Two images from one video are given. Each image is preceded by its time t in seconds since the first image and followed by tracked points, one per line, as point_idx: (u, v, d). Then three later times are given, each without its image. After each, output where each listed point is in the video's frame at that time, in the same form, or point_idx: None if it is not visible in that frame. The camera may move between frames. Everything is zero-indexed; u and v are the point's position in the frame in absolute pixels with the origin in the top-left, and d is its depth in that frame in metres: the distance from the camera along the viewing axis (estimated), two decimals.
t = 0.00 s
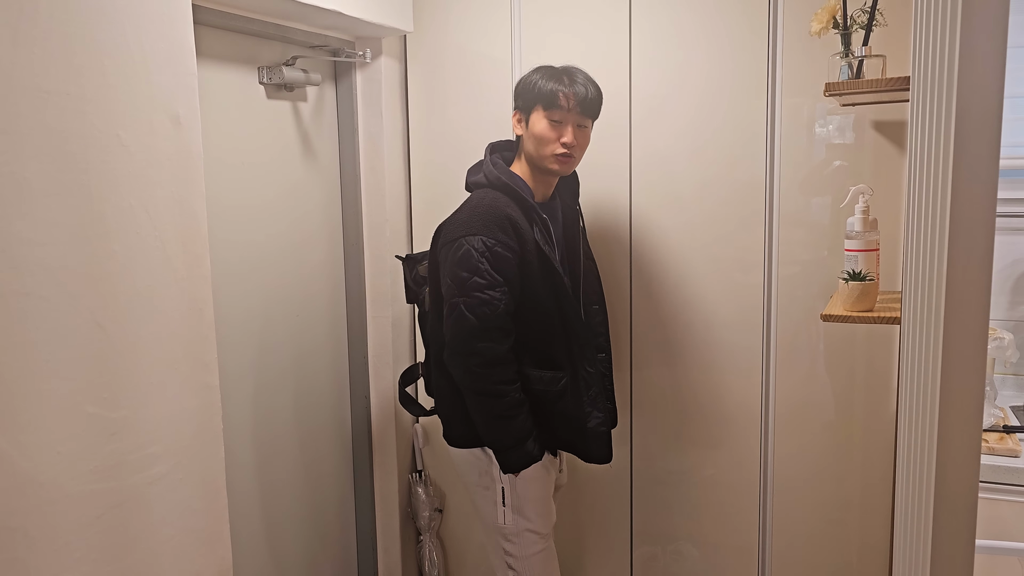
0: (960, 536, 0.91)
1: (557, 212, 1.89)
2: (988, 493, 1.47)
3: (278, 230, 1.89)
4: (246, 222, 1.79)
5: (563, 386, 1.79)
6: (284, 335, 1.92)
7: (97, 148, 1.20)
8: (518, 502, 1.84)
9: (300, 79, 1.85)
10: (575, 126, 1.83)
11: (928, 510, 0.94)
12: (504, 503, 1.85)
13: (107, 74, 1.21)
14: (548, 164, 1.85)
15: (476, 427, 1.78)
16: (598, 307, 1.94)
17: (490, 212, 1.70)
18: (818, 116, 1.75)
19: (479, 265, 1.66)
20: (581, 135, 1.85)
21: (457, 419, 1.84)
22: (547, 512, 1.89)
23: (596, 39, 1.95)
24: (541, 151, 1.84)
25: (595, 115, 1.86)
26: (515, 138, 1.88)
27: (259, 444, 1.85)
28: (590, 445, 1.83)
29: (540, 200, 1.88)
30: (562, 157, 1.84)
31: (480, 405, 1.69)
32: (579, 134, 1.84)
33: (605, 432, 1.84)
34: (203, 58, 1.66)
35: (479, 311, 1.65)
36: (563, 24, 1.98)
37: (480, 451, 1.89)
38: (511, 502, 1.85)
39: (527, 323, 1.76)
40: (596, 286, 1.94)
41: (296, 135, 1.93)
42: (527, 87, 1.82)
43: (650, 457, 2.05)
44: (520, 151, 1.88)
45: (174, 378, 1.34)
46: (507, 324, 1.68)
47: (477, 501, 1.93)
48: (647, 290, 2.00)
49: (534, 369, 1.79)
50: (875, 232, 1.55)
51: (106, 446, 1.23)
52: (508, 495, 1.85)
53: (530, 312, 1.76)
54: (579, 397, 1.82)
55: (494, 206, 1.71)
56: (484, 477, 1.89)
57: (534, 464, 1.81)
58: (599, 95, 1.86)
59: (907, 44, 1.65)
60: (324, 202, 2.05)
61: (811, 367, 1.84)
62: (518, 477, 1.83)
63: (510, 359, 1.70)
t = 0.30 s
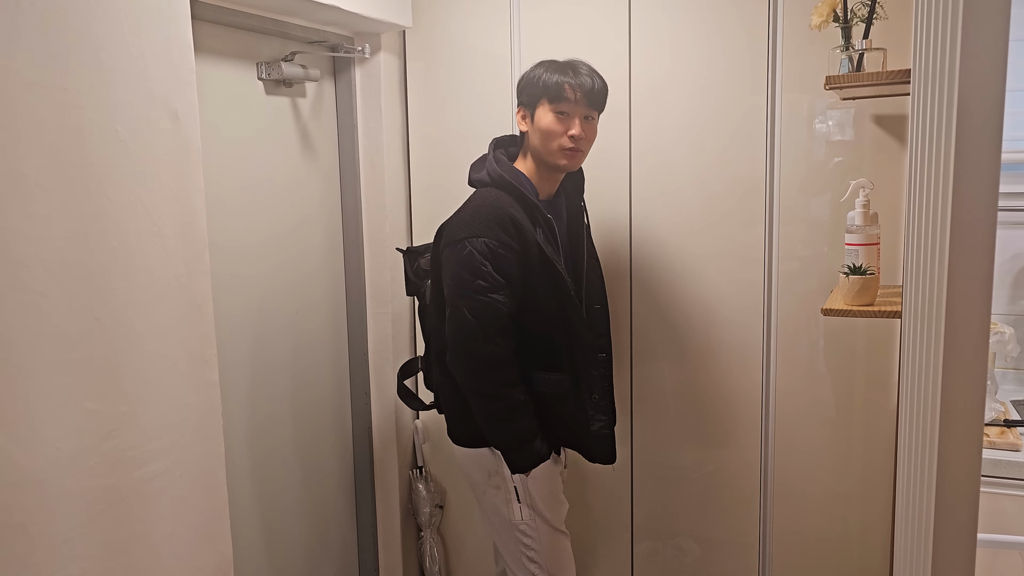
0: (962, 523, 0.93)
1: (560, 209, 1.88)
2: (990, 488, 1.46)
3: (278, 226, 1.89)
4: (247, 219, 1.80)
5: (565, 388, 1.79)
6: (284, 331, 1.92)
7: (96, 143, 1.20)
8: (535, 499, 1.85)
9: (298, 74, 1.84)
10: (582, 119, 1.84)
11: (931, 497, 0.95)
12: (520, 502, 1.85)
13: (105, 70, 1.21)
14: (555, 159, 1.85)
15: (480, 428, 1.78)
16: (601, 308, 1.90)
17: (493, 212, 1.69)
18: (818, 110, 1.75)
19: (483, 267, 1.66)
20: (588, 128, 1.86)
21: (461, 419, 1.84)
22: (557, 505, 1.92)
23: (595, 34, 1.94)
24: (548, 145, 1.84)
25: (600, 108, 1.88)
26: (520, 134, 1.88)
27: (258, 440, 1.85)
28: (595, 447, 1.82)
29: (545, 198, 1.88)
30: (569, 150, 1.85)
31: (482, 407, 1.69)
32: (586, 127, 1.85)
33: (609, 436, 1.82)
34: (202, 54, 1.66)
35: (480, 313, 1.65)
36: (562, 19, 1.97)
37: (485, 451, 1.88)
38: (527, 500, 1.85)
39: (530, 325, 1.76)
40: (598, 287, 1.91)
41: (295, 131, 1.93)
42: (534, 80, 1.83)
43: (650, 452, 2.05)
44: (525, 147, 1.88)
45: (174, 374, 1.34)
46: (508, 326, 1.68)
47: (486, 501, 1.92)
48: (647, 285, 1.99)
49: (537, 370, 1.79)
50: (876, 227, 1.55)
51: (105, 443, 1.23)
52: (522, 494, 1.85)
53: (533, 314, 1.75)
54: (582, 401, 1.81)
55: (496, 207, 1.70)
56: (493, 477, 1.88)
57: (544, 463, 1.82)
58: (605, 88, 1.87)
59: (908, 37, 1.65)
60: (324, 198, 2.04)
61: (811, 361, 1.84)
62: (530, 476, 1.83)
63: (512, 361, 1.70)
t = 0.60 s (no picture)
0: (966, 515, 0.93)
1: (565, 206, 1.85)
2: (992, 483, 1.46)
3: (277, 225, 1.88)
4: (248, 218, 1.79)
5: (575, 389, 1.82)
6: (284, 328, 1.92)
7: (95, 140, 1.19)
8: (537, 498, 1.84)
9: (297, 71, 1.83)
10: (579, 118, 1.82)
11: (934, 487, 0.96)
12: (523, 497, 1.85)
13: (102, 67, 1.20)
14: (554, 160, 1.84)
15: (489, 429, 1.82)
16: (605, 304, 1.91)
17: (501, 216, 1.76)
18: (817, 106, 1.75)
19: (491, 271, 1.75)
20: (586, 127, 1.84)
21: (468, 419, 1.85)
22: (561, 505, 1.91)
23: (594, 28, 1.94)
24: (546, 146, 1.82)
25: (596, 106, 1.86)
26: (516, 134, 1.86)
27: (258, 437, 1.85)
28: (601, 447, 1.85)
29: (547, 197, 1.85)
30: (568, 152, 1.83)
31: (490, 408, 1.78)
32: (584, 127, 1.83)
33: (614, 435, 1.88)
34: (200, 50, 1.66)
35: (489, 316, 1.74)
36: (560, 13, 1.96)
37: (491, 448, 1.88)
38: (530, 500, 1.84)
39: (540, 325, 1.81)
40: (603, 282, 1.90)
41: (294, 128, 1.92)
42: (527, 82, 1.82)
43: (651, 449, 2.04)
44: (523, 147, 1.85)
45: (174, 373, 1.34)
46: (516, 327, 1.76)
47: (487, 500, 1.92)
48: (647, 281, 1.99)
49: (546, 371, 1.81)
50: (876, 222, 1.54)
51: (107, 441, 1.23)
52: (525, 492, 1.85)
53: (542, 314, 1.80)
54: (591, 400, 1.85)
55: (503, 211, 1.77)
56: (496, 476, 1.88)
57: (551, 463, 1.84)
58: (599, 83, 1.86)
59: (907, 31, 1.64)
60: (323, 194, 2.04)
61: (811, 357, 1.84)
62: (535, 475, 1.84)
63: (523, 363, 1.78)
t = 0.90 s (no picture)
0: (964, 513, 0.92)
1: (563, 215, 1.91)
2: (990, 479, 1.46)
3: (272, 224, 1.87)
4: (242, 218, 1.78)
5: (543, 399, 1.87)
6: (280, 328, 1.91)
7: (87, 139, 1.18)
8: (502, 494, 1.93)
9: (291, 69, 1.82)
10: (586, 129, 1.86)
11: (932, 485, 0.95)
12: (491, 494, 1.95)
13: (94, 65, 1.19)
14: (556, 167, 1.88)
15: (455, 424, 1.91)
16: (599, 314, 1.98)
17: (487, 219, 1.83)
18: (814, 103, 1.74)
19: (466, 269, 1.81)
20: (592, 138, 1.88)
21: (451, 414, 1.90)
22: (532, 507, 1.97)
23: (591, 23, 1.93)
24: (550, 153, 1.87)
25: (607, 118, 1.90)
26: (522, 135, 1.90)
27: (254, 437, 1.84)
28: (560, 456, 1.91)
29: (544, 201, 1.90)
30: (571, 161, 1.87)
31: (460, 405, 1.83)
32: (590, 138, 1.87)
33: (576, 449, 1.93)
34: (192, 48, 1.64)
35: (462, 317, 1.81)
36: (557, 9, 1.95)
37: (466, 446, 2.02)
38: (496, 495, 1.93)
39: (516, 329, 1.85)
40: (597, 292, 1.98)
41: (288, 126, 1.91)
42: (544, 86, 1.86)
43: (649, 447, 2.04)
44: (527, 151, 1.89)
45: (168, 374, 1.33)
46: (490, 330, 1.81)
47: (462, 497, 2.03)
48: (644, 278, 1.98)
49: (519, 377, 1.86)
50: (874, 218, 1.54)
51: (100, 443, 1.22)
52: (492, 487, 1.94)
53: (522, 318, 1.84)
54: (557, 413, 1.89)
55: (488, 211, 1.83)
56: (469, 471, 2.01)
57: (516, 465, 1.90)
58: (612, 94, 1.90)
59: (904, 27, 1.64)
60: (319, 194, 2.03)
61: (809, 354, 1.83)
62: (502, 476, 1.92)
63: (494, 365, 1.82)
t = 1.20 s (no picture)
0: (959, 515, 0.92)
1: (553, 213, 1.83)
2: (987, 478, 1.46)
3: (266, 225, 1.87)
4: (236, 220, 1.78)
5: (540, 405, 1.78)
6: (275, 329, 1.90)
7: (78, 140, 1.18)
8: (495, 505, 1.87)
9: (285, 69, 1.82)
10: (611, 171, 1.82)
11: (928, 486, 0.95)
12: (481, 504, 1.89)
13: (86, 66, 1.19)
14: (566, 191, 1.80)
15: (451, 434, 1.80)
16: (596, 313, 1.96)
17: (473, 227, 1.69)
18: (810, 101, 1.74)
19: (455, 280, 1.66)
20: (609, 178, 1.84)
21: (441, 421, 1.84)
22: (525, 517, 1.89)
23: (585, 23, 1.92)
24: (572, 180, 1.78)
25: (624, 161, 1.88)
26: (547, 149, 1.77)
27: (250, 439, 1.83)
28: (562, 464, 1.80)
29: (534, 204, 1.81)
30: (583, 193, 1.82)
31: (455, 417, 1.72)
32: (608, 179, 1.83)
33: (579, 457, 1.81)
34: (185, 50, 1.64)
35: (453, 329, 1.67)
36: (552, 9, 1.95)
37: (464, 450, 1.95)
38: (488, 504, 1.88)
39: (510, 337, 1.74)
40: (595, 293, 1.95)
41: (283, 127, 1.90)
42: (600, 120, 1.76)
43: (646, 446, 2.03)
44: (544, 164, 1.78)
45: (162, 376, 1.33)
46: (483, 341, 1.69)
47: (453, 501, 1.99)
48: (641, 278, 1.98)
49: (515, 384, 1.77)
50: (870, 217, 1.54)
51: (92, 446, 1.21)
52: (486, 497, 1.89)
53: (516, 326, 1.73)
54: (555, 420, 1.79)
55: (477, 219, 1.69)
56: (463, 478, 1.95)
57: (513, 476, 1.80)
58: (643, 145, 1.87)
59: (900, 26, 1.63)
60: (313, 195, 2.02)
61: (807, 352, 1.83)
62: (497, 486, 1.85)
63: (487, 375, 1.72)
